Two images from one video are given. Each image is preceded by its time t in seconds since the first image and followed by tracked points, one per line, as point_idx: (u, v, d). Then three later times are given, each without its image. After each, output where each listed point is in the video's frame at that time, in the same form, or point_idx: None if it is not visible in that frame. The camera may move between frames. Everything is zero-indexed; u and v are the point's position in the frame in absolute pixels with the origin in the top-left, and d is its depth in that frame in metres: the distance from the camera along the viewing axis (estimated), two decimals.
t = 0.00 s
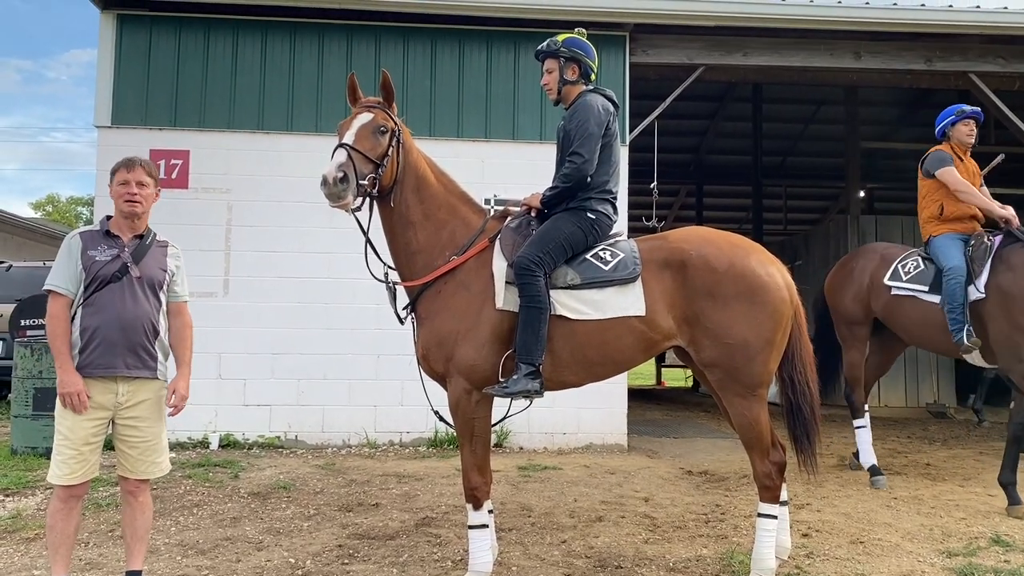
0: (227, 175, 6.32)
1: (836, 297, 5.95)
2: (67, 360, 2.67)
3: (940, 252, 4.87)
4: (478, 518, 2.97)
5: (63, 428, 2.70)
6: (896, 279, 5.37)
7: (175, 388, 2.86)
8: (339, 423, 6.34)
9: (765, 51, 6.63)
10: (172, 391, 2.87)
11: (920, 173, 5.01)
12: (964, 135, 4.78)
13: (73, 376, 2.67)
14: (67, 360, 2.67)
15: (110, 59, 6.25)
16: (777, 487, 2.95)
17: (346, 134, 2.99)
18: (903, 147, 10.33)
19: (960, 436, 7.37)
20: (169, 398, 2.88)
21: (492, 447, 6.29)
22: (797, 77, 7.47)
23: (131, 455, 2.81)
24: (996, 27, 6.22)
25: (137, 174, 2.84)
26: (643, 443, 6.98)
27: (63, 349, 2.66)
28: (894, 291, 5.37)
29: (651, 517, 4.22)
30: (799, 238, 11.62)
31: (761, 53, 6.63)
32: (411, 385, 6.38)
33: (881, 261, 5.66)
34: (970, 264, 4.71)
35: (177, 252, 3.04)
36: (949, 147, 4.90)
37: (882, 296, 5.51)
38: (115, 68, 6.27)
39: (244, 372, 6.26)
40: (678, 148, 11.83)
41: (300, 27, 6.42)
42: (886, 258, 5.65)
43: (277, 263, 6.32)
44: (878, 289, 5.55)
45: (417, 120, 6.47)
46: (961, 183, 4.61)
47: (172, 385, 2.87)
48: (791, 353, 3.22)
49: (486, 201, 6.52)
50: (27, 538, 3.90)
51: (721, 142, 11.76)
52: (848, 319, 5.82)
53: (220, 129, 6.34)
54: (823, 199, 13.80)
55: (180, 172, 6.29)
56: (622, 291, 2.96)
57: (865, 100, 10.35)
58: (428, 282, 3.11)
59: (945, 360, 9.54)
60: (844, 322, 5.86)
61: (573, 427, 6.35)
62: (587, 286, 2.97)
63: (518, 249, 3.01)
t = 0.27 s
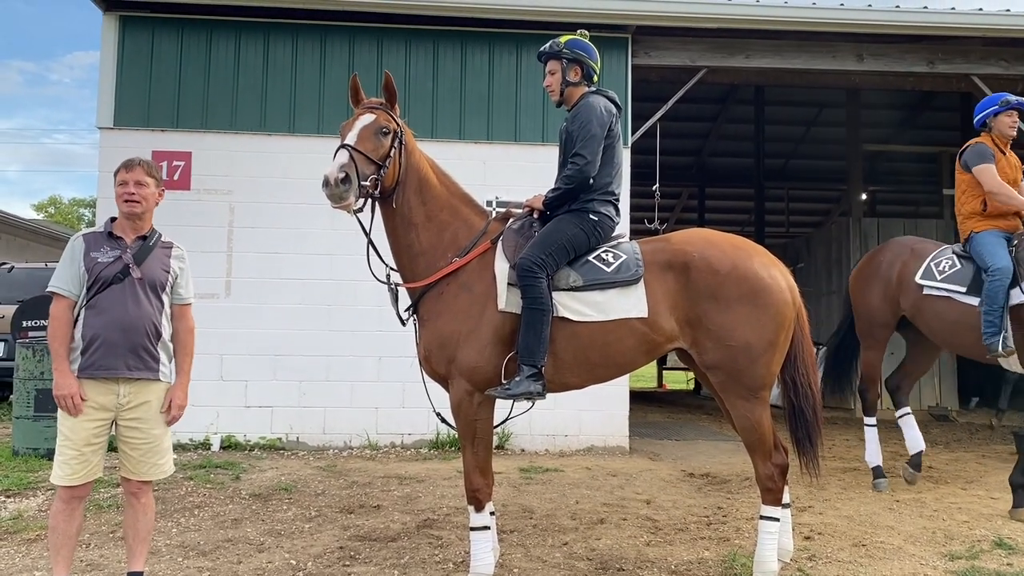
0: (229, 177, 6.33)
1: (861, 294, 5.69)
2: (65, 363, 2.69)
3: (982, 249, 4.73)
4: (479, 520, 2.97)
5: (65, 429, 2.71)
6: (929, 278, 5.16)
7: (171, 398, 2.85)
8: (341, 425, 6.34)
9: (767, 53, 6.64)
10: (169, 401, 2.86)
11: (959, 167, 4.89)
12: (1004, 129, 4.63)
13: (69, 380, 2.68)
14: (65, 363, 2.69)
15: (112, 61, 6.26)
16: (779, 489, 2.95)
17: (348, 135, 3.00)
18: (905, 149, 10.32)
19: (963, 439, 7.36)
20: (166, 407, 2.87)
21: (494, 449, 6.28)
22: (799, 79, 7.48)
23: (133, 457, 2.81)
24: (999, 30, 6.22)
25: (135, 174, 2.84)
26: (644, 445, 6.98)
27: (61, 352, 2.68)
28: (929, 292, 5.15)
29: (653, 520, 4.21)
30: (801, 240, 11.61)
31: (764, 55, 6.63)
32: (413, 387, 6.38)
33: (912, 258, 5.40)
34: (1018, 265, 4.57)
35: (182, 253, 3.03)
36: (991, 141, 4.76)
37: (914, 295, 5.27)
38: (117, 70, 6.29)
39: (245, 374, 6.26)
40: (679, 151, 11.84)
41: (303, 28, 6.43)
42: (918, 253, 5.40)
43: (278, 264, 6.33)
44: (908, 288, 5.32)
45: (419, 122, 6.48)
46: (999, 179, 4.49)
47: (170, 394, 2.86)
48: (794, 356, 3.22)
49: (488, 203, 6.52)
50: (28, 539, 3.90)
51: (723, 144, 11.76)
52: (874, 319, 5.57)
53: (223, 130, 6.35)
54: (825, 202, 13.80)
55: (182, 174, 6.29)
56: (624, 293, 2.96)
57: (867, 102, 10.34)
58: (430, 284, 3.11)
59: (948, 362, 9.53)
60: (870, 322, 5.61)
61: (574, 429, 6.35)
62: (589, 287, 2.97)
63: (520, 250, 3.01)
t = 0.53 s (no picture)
0: (230, 179, 6.34)
1: (894, 300, 5.30)
2: (68, 365, 2.70)
3: None
4: (481, 523, 2.96)
5: (67, 431, 2.71)
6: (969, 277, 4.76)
7: (182, 400, 2.91)
8: (342, 427, 6.34)
9: (768, 56, 6.64)
10: (180, 404, 2.93)
11: (998, 166, 4.50)
12: None
13: (72, 381, 2.69)
14: (69, 364, 2.70)
15: (114, 63, 6.28)
16: (780, 492, 2.94)
17: (350, 138, 3.00)
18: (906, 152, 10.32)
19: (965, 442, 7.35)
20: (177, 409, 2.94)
21: (495, 451, 6.28)
22: (801, 82, 7.48)
23: (136, 459, 2.81)
24: (1000, 33, 6.23)
25: (137, 177, 2.85)
26: (645, 447, 6.97)
27: (65, 353, 2.69)
28: (968, 289, 4.77)
29: (654, 522, 4.20)
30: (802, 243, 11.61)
31: (765, 57, 6.64)
32: (414, 389, 6.38)
33: (949, 258, 5.02)
34: None
35: (186, 256, 3.02)
36: None
37: (952, 297, 4.87)
38: (119, 73, 6.31)
39: (247, 376, 6.26)
40: (681, 153, 11.84)
41: (305, 31, 6.45)
42: (954, 253, 5.02)
43: (280, 267, 6.33)
44: (945, 291, 4.94)
45: (421, 125, 6.49)
46: None
47: (180, 396, 2.92)
48: (795, 358, 3.21)
49: (489, 205, 6.52)
50: (29, 541, 3.90)
51: (724, 147, 11.76)
52: (908, 324, 5.16)
53: (224, 132, 6.36)
54: (826, 204, 13.80)
55: (184, 176, 6.30)
56: (626, 295, 2.96)
57: (868, 105, 10.35)
58: (432, 286, 3.11)
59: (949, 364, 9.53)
60: (903, 329, 5.20)
61: (575, 432, 6.34)
62: (591, 290, 2.97)
63: (522, 252, 3.01)
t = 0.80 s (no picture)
0: (232, 181, 6.34)
1: (928, 306, 5.05)
2: (73, 366, 2.71)
3: None
4: (482, 525, 2.96)
5: (70, 433, 2.72)
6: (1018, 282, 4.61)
7: (182, 401, 2.87)
8: (342, 429, 6.34)
9: (769, 58, 6.65)
10: (180, 405, 2.88)
11: None
12: None
13: (76, 382, 2.69)
14: (73, 365, 2.70)
15: (116, 65, 6.30)
16: (781, 494, 2.94)
17: (351, 139, 3.00)
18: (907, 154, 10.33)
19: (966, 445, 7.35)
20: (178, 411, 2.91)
21: (496, 453, 6.28)
22: (802, 84, 7.49)
23: (138, 461, 2.81)
24: (1000, 36, 6.24)
25: (143, 180, 2.86)
26: (646, 450, 6.97)
27: (69, 354, 2.69)
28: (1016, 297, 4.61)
29: (655, 525, 4.20)
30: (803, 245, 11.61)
31: (766, 60, 6.65)
32: (415, 391, 6.38)
33: (994, 265, 4.85)
34: None
35: (190, 259, 3.03)
36: None
37: (1001, 306, 4.69)
38: (121, 75, 6.32)
39: (248, 378, 6.27)
40: (681, 156, 11.85)
41: (306, 34, 6.46)
42: (1000, 261, 4.84)
43: (281, 269, 6.34)
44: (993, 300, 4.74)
45: (422, 127, 6.50)
46: None
47: (181, 397, 2.89)
48: (797, 360, 3.21)
49: (490, 208, 6.53)
50: (30, 542, 3.90)
51: (725, 149, 11.77)
52: (952, 331, 4.90)
53: (226, 135, 6.37)
54: (827, 207, 13.80)
55: (185, 178, 6.31)
56: (626, 297, 2.96)
57: (869, 107, 10.35)
58: (433, 288, 3.11)
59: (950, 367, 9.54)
60: (946, 336, 4.91)
61: (576, 434, 6.34)
62: (591, 292, 2.97)
63: (523, 254, 3.02)
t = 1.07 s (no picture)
0: (232, 182, 6.35)
1: (977, 299, 4.67)
2: (74, 367, 2.71)
3: None
4: (482, 526, 2.96)
5: (71, 434, 2.72)
6: None
7: (180, 402, 2.85)
8: (342, 430, 6.34)
9: (770, 59, 6.65)
10: (177, 406, 2.85)
11: None
12: None
13: (78, 383, 2.69)
14: (75, 367, 2.71)
15: (116, 66, 6.30)
16: (782, 496, 2.93)
17: (351, 141, 3.00)
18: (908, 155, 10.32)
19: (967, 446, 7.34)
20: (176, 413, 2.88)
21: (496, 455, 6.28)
22: (802, 86, 7.49)
23: (139, 462, 2.81)
24: (1001, 37, 6.24)
25: (149, 181, 2.87)
26: (646, 451, 6.97)
27: (70, 356, 2.69)
28: None
29: (655, 527, 4.19)
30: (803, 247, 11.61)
31: (767, 61, 6.65)
32: (415, 393, 6.38)
33: None
34: None
35: (192, 260, 3.02)
36: None
37: None
38: (121, 76, 6.32)
39: (248, 379, 6.27)
40: (682, 157, 11.86)
41: (307, 35, 6.47)
42: None
43: (281, 270, 6.34)
44: None
45: (423, 128, 6.51)
46: None
47: (179, 398, 2.87)
48: (798, 362, 3.21)
49: (491, 209, 6.53)
50: (30, 543, 3.90)
51: (726, 151, 11.77)
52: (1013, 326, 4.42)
53: (227, 136, 6.37)
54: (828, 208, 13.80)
55: (186, 179, 6.31)
56: (627, 298, 2.96)
57: (870, 109, 10.35)
58: (434, 289, 3.11)
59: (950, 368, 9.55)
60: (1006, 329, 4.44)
61: (577, 436, 6.34)
62: (592, 293, 2.97)
63: (523, 256, 3.01)
